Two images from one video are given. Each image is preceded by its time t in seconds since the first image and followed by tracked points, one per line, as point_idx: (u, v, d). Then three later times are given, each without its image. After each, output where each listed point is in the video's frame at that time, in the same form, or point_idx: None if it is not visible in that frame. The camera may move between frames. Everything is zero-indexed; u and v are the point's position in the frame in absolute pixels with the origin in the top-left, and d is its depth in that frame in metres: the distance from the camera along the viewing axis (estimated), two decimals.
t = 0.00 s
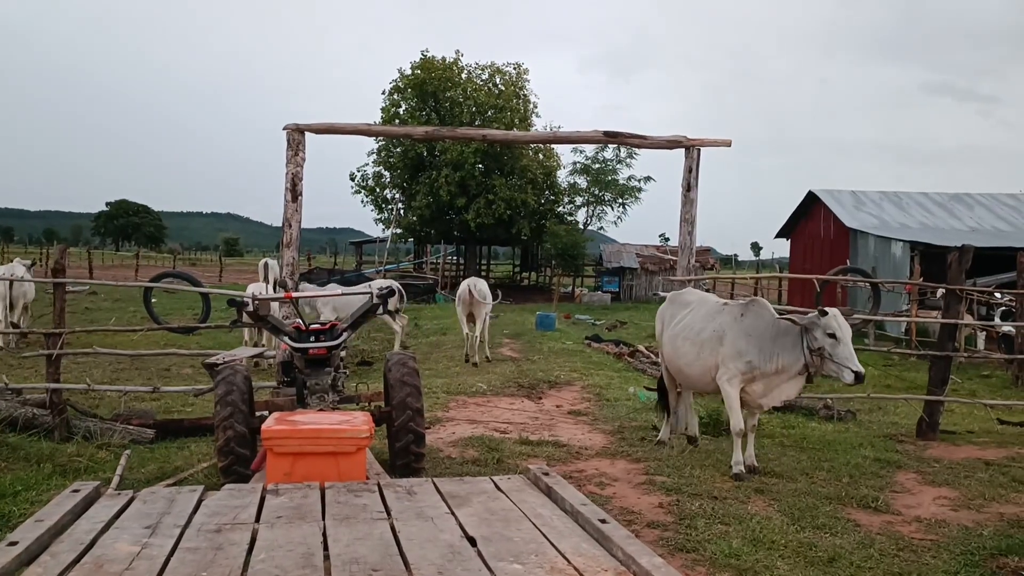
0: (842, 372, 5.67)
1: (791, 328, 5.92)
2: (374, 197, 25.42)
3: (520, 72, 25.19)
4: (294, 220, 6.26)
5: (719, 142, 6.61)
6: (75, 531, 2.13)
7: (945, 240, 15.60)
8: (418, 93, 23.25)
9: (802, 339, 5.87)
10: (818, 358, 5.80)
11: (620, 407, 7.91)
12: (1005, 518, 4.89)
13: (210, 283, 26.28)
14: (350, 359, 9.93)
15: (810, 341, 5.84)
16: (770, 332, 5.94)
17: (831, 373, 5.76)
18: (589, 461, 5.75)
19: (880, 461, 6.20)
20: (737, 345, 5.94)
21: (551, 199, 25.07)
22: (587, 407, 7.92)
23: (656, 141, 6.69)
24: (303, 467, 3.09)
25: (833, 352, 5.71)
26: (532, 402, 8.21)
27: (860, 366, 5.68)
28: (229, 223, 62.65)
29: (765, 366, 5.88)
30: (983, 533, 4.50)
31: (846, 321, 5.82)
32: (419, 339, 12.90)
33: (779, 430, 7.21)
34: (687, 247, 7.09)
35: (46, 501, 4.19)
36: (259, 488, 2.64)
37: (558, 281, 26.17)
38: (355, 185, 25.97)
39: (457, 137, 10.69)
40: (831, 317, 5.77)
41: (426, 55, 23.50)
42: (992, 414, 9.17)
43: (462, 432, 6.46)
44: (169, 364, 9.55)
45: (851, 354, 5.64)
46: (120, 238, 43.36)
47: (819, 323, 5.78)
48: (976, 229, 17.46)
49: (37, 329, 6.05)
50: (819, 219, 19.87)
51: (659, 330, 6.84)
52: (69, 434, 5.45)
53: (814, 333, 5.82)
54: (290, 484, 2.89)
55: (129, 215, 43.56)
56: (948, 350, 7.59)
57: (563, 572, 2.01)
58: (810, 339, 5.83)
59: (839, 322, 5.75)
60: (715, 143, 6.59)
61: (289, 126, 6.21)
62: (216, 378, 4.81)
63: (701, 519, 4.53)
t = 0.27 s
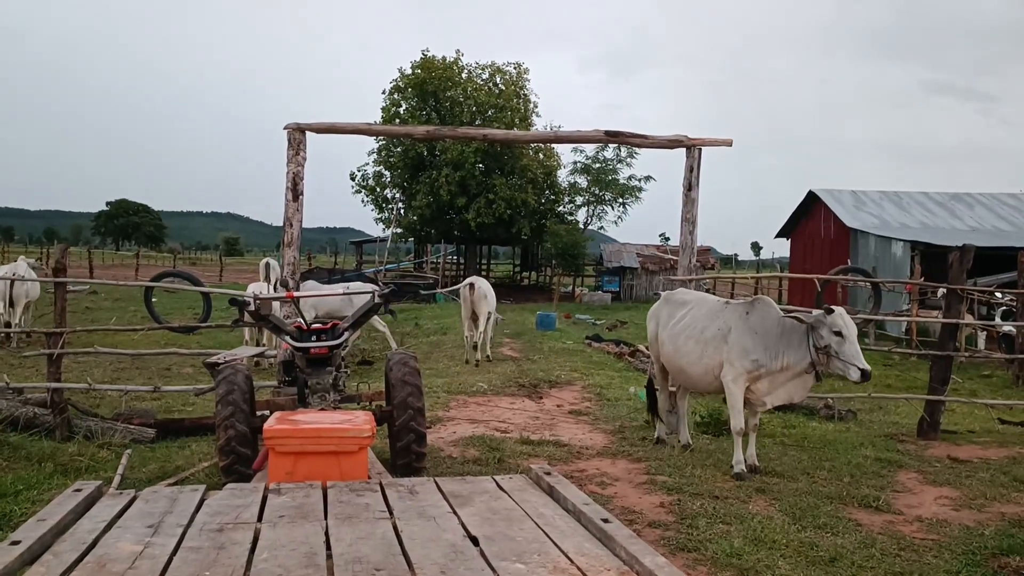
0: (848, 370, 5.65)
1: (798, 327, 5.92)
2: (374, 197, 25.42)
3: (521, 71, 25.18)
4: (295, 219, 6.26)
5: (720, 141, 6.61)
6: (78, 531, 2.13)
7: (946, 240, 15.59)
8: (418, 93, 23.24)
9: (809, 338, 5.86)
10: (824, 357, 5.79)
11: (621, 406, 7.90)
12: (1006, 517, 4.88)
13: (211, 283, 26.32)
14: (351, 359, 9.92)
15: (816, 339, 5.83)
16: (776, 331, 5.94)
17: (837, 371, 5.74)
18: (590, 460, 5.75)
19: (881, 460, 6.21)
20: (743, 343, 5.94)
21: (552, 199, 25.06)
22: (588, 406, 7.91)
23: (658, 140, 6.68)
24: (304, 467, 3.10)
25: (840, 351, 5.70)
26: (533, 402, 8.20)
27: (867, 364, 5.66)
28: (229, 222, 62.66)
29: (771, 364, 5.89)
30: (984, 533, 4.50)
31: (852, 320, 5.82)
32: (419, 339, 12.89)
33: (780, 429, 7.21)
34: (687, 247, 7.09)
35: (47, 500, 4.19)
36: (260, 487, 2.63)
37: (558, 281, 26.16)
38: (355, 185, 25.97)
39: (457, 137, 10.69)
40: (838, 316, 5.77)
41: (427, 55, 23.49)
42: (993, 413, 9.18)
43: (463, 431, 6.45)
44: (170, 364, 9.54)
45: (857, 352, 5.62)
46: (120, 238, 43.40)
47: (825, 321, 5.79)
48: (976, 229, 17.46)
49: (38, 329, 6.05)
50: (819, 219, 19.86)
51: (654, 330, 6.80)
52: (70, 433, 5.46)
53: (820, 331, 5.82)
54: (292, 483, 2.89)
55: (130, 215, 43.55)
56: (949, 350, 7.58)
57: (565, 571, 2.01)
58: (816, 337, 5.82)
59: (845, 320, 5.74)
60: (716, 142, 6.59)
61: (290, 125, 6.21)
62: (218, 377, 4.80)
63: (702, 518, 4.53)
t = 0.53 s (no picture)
0: (852, 377, 5.82)
1: (801, 330, 6.02)
2: (375, 197, 25.42)
3: (521, 71, 25.18)
4: (296, 219, 6.26)
5: (722, 141, 6.61)
6: (80, 530, 2.13)
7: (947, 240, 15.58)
8: (419, 92, 23.24)
9: (813, 342, 5.98)
10: (828, 361, 5.93)
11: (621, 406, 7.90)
12: (1008, 517, 4.88)
13: (211, 283, 26.33)
14: (351, 358, 9.92)
15: (821, 344, 5.97)
16: (778, 332, 6.00)
17: (839, 377, 5.90)
18: (591, 460, 5.75)
19: (882, 460, 6.20)
20: (748, 345, 5.93)
21: (552, 199, 25.05)
22: (588, 406, 7.91)
23: (659, 140, 6.68)
24: (305, 467, 3.09)
25: (844, 357, 5.87)
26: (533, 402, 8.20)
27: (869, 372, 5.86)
28: (229, 222, 62.67)
29: (774, 364, 5.95)
30: (986, 533, 4.49)
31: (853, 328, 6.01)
32: (419, 339, 12.88)
33: (781, 429, 7.21)
34: (688, 246, 7.09)
35: (49, 499, 4.19)
36: (262, 487, 2.63)
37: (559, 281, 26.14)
38: (356, 185, 25.96)
39: (458, 137, 10.69)
40: (843, 323, 5.94)
41: (427, 54, 23.48)
42: (994, 413, 9.17)
43: (463, 431, 6.45)
44: (170, 363, 9.54)
45: (861, 360, 5.81)
46: (121, 237, 43.44)
47: (831, 327, 5.92)
48: (977, 228, 17.45)
49: (38, 329, 6.05)
50: (820, 218, 19.84)
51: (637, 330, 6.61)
52: (71, 433, 5.46)
53: (825, 336, 5.95)
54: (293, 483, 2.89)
55: (130, 215, 43.57)
56: (950, 350, 7.56)
57: (567, 570, 2.01)
58: (822, 342, 5.95)
59: (849, 327, 5.91)
60: (717, 142, 6.59)
61: (291, 125, 6.21)
62: (218, 377, 4.77)
63: (704, 518, 4.53)
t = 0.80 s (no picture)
0: (842, 388, 6.03)
1: (796, 338, 6.18)
2: (375, 197, 25.41)
3: (521, 71, 25.17)
4: (296, 218, 6.26)
5: (722, 140, 6.61)
6: (79, 529, 2.13)
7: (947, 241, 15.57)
8: (419, 92, 23.23)
9: (807, 351, 6.15)
10: (821, 372, 6.12)
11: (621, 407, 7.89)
12: (1008, 517, 4.88)
13: (211, 282, 26.32)
14: (351, 358, 9.92)
15: (815, 354, 6.15)
16: (774, 337, 6.12)
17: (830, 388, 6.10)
18: (591, 460, 5.74)
19: (882, 460, 6.20)
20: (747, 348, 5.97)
21: (552, 199, 25.04)
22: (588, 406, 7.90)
23: (659, 139, 6.68)
24: (305, 466, 3.09)
25: (837, 368, 6.07)
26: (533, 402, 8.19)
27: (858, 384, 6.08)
28: (229, 222, 62.67)
29: (768, 366, 6.10)
30: (986, 533, 4.49)
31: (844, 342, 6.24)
32: (419, 339, 12.87)
33: (781, 429, 7.21)
34: (688, 246, 7.09)
35: (49, 499, 4.19)
36: (262, 486, 2.63)
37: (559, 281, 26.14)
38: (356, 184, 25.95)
39: (458, 136, 10.68)
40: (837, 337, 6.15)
41: (427, 54, 23.48)
42: (994, 413, 9.17)
43: (463, 431, 6.44)
44: (170, 363, 9.53)
45: (852, 373, 6.04)
46: (120, 237, 43.44)
47: (826, 339, 6.11)
48: (977, 229, 17.45)
49: (38, 329, 6.04)
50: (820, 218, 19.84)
51: (611, 333, 6.29)
52: (71, 432, 5.45)
53: (820, 347, 6.14)
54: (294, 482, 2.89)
55: (130, 215, 43.58)
56: (950, 350, 7.56)
57: (567, 570, 2.01)
58: (816, 352, 6.14)
59: (841, 340, 6.13)
60: (717, 141, 6.59)
61: (291, 125, 6.21)
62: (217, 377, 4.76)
63: (704, 518, 4.53)
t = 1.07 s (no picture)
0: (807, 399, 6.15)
1: (772, 344, 6.25)
2: (375, 197, 25.41)
3: (521, 71, 25.18)
4: (296, 218, 6.26)
5: (721, 140, 6.61)
6: (78, 529, 2.13)
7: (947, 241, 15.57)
8: (418, 92, 23.22)
9: (779, 359, 6.21)
10: (789, 380, 6.20)
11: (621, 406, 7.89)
12: (1008, 517, 4.87)
13: (212, 282, 26.33)
14: (351, 358, 9.92)
15: (786, 362, 6.21)
16: (756, 338, 6.26)
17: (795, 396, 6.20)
18: (590, 459, 5.74)
19: (882, 460, 6.20)
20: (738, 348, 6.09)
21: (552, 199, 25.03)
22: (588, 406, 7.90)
23: (658, 139, 6.68)
24: (303, 465, 3.10)
25: (805, 378, 6.17)
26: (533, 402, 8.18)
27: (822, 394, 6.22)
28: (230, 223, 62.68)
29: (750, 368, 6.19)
30: (985, 532, 4.49)
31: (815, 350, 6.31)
32: (419, 339, 12.87)
33: (781, 429, 7.20)
34: (688, 246, 7.09)
35: (48, 499, 4.19)
36: (261, 485, 2.63)
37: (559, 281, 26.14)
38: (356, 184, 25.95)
39: (457, 136, 10.69)
40: (810, 348, 6.21)
41: (427, 54, 23.48)
42: (994, 412, 9.16)
43: (463, 430, 6.44)
44: (170, 363, 9.53)
45: (819, 385, 6.14)
46: (121, 237, 43.47)
47: (799, 349, 6.16)
48: (977, 228, 17.44)
49: (37, 329, 6.04)
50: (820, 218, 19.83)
51: (602, 331, 6.15)
52: (71, 433, 5.46)
53: (792, 356, 6.18)
54: (293, 481, 2.90)
55: (130, 215, 43.61)
56: (950, 350, 7.56)
57: (566, 568, 2.01)
58: (787, 361, 6.19)
59: (813, 351, 6.20)
60: (717, 141, 6.59)
61: (291, 125, 6.21)
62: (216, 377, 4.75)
63: (703, 517, 4.53)
